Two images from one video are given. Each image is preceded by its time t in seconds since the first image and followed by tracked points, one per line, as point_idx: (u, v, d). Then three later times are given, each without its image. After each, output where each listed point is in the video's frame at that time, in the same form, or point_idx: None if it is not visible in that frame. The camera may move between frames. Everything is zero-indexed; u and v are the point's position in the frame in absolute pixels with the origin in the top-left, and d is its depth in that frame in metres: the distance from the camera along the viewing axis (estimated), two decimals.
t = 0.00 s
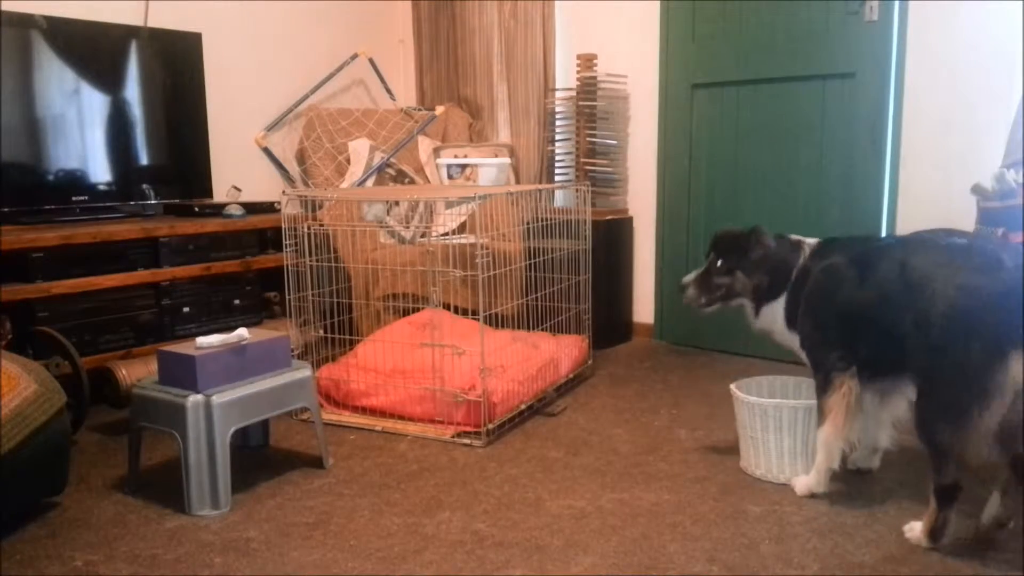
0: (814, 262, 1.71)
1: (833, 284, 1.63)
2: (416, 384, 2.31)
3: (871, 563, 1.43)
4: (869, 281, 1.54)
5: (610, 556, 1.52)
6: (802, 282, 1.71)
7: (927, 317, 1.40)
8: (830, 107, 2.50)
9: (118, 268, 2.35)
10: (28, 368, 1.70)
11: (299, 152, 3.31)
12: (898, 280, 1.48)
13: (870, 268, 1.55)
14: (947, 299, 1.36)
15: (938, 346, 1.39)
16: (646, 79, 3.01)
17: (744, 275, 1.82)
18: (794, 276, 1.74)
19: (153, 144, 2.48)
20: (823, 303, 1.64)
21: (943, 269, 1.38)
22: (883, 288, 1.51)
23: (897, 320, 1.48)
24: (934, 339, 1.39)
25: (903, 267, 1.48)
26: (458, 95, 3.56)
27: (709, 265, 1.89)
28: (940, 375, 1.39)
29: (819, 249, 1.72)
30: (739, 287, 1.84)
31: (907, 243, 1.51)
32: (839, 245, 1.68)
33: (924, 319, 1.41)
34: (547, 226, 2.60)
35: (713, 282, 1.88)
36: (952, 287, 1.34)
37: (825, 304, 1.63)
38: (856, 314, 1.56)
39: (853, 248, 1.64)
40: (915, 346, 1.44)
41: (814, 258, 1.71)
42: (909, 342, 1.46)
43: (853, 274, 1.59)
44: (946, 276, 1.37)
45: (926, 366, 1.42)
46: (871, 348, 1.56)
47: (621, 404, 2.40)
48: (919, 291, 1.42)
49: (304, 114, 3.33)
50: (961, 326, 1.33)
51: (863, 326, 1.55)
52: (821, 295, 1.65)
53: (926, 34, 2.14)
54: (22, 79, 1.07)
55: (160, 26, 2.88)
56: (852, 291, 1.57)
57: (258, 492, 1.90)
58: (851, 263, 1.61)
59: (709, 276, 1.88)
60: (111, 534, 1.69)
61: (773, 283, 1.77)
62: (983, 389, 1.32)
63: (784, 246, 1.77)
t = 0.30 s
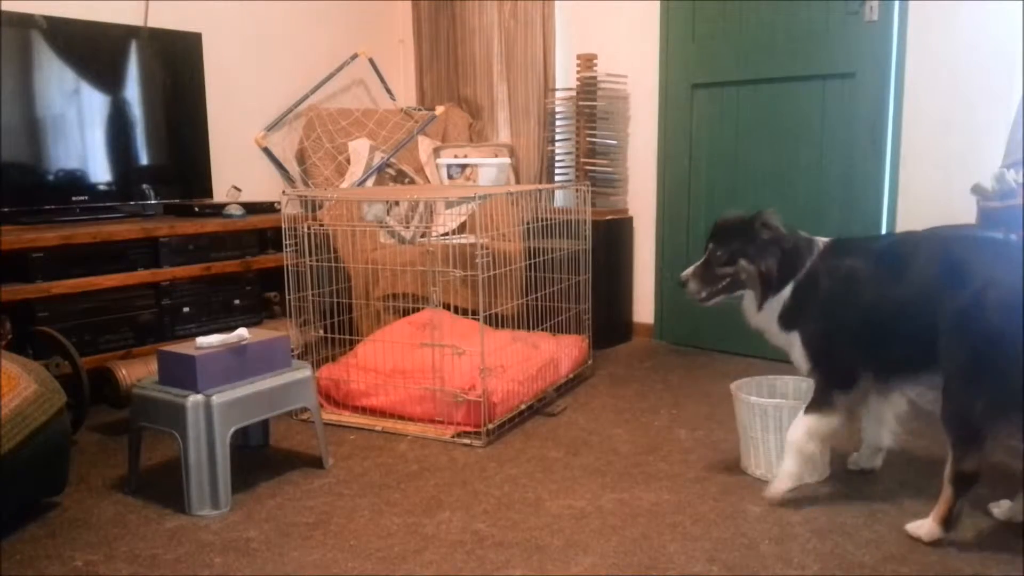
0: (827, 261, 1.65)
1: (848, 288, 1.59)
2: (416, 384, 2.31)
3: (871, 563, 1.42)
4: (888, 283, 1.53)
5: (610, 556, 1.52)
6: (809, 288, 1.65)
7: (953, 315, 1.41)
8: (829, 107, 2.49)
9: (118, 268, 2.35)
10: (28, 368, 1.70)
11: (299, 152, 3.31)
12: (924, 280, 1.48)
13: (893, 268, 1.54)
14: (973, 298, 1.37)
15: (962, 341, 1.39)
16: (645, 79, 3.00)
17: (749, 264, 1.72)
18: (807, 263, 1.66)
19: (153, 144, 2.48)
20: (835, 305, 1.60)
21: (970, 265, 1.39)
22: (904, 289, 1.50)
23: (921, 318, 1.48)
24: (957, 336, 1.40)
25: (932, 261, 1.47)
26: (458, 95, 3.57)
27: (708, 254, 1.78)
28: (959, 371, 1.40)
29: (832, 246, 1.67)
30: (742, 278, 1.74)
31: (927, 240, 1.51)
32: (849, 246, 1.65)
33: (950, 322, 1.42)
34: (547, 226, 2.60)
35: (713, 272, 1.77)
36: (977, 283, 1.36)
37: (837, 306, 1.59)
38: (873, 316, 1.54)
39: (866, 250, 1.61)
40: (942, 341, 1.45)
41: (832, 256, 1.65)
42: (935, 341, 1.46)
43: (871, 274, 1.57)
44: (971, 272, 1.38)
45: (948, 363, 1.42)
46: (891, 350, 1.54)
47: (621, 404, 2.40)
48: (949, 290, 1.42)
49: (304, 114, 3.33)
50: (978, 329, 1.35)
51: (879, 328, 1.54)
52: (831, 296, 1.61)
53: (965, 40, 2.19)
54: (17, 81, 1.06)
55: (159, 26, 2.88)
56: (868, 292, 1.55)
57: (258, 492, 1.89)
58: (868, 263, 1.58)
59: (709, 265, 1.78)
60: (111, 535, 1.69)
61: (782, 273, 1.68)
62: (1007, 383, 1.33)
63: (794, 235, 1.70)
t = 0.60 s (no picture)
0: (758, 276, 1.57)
1: (813, 304, 1.50)
2: (416, 384, 2.30)
3: (871, 563, 1.42)
4: (875, 288, 1.44)
5: (610, 555, 1.52)
6: (760, 304, 1.54)
7: (928, 325, 1.36)
8: (830, 108, 2.49)
9: (118, 268, 2.35)
10: (26, 368, 1.69)
11: (299, 152, 3.31)
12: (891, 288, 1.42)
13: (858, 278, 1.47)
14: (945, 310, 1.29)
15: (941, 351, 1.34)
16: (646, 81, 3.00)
17: (675, 311, 1.59)
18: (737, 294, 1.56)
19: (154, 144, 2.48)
20: (793, 321, 1.51)
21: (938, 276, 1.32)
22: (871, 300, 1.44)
23: (896, 329, 1.42)
24: (939, 346, 1.35)
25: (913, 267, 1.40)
26: (458, 95, 3.57)
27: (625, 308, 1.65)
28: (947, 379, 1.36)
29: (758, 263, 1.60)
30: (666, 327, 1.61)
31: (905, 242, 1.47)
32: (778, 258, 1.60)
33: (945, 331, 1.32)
34: (547, 226, 2.60)
35: (638, 326, 1.62)
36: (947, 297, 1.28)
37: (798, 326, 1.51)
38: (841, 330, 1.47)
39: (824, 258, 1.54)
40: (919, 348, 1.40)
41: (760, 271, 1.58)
42: (924, 346, 1.39)
43: (829, 285, 1.49)
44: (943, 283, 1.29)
45: (934, 372, 1.38)
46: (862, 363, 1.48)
47: (621, 404, 2.40)
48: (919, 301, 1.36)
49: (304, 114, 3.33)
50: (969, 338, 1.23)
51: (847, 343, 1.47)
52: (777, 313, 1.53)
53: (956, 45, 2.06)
54: (27, 82, 1.05)
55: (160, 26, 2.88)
56: (832, 306, 1.48)
57: (258, 492, 1.90)
58: (828, 275, 1.51)
59: (629, 321, 1.63)
60: (111, 535, 1.69)
61: (712, 311, 1.57)
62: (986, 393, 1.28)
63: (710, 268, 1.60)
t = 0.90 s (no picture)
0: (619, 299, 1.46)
1: (678, 321, 1.33)
2: (416, 383, 2.34)
3: (871, 563, 1.42)
4: (755, 316, 1.29)
5: (610, 555, 1.53)
6: (621, 325, 1.42)
7: (877, 338, 1.31)
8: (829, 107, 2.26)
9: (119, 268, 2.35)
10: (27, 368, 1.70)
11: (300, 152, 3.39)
12: (794, 310, 1.29)
13: (721, 307, 1.31)
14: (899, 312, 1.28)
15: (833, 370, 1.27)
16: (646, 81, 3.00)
17: (528, 328, 1.58)
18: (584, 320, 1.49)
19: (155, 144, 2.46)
20: (659, 344, 1.36)
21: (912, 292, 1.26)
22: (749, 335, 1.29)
23: (820, 335, 1.29)
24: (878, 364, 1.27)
25: (785, 301, 1.29)
26: (458, 95, 3.66)
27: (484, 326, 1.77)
28: (865, 398, 1.29)
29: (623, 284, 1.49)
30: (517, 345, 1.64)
31: (783, 270, 1.34)
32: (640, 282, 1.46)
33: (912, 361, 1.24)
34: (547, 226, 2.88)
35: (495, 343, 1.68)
36: (910, 304, 1.25)
37: (662, 348, 1.35)
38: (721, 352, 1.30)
39: (692, 276, 1.38)
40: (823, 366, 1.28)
41: (622, 295, 1.45)
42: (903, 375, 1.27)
43: (697, 305, 1.32)
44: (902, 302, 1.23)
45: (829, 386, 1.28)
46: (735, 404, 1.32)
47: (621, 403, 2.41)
48: (825, 330, 1.29)
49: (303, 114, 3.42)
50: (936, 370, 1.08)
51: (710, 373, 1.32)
52: (650, 341, 1.37)
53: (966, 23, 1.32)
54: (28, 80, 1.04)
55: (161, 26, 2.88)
56: (703, 323, 1.31)
57: (259, 492, 1.91)
58: (697, 293, 1.33)
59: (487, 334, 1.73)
60: (111, 535, 1.69)
61: (560, 335, 1.53)
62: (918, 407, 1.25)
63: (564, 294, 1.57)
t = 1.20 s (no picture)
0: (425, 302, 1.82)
1: (506, 326, 1.67)
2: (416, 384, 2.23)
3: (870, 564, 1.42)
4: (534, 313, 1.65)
5: (610, 556, 1.53)
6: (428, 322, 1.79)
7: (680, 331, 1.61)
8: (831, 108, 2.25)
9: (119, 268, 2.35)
10: (29, 368, 1.71)
11: (299, 152, 3.31)
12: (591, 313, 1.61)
13: (532, 312, 1.64)
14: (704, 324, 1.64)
15: (641, 362, 1.61)
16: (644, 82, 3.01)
17: (348, 326, 1.87)
18: (399, 323, 1.83)
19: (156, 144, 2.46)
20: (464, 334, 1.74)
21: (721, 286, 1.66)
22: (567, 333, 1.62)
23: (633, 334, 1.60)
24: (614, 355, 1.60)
25: (587, 306, 1.60)
26: (458, 96, 3.66)
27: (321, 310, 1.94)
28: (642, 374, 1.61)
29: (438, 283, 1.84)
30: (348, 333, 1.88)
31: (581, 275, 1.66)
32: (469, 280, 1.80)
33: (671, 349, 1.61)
34: (547, 226, 2.68)
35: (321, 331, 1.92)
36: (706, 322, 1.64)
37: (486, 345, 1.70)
38: (530, 346, 1.64)
39: (506, 283, 1.73)
40: (646, 363, 1.61)
41: (435, 292, 1.81)
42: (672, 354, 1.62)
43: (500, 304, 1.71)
44: (697, 301, 1.63)
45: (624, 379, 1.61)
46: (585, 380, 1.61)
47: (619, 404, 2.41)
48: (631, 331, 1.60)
49: (304, 114, 3.38)
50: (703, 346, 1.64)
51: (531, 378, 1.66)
52: (453, 338, 1.76)
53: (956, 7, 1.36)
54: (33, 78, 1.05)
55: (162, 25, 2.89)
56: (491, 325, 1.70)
57: (259, 493, 1.91)
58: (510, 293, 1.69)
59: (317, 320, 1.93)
60: (111, 535, 1.69)
61: (375, 331, 1.85)
62: (699, 383, 1.66)
63: (385, 294, 1.86)
